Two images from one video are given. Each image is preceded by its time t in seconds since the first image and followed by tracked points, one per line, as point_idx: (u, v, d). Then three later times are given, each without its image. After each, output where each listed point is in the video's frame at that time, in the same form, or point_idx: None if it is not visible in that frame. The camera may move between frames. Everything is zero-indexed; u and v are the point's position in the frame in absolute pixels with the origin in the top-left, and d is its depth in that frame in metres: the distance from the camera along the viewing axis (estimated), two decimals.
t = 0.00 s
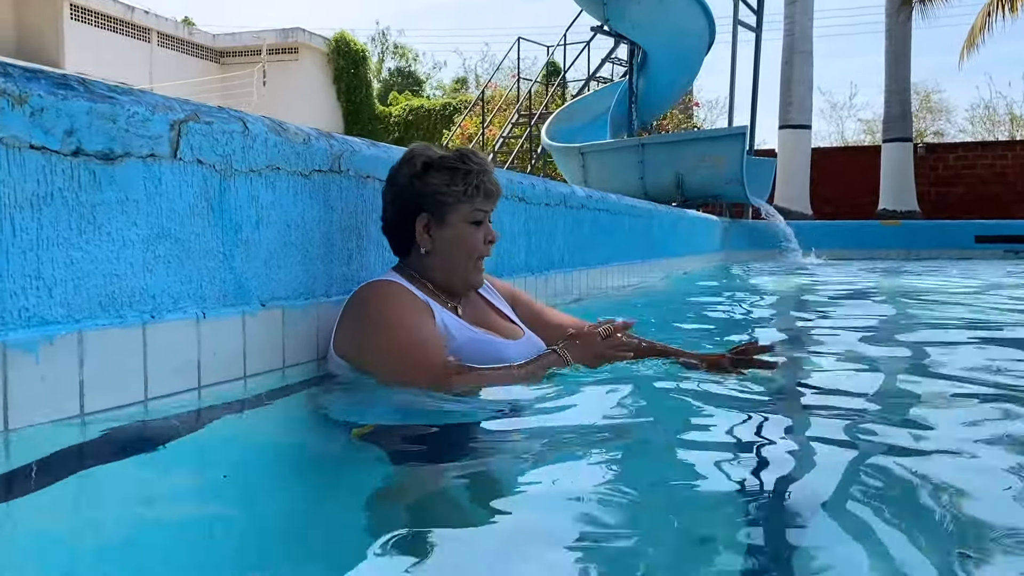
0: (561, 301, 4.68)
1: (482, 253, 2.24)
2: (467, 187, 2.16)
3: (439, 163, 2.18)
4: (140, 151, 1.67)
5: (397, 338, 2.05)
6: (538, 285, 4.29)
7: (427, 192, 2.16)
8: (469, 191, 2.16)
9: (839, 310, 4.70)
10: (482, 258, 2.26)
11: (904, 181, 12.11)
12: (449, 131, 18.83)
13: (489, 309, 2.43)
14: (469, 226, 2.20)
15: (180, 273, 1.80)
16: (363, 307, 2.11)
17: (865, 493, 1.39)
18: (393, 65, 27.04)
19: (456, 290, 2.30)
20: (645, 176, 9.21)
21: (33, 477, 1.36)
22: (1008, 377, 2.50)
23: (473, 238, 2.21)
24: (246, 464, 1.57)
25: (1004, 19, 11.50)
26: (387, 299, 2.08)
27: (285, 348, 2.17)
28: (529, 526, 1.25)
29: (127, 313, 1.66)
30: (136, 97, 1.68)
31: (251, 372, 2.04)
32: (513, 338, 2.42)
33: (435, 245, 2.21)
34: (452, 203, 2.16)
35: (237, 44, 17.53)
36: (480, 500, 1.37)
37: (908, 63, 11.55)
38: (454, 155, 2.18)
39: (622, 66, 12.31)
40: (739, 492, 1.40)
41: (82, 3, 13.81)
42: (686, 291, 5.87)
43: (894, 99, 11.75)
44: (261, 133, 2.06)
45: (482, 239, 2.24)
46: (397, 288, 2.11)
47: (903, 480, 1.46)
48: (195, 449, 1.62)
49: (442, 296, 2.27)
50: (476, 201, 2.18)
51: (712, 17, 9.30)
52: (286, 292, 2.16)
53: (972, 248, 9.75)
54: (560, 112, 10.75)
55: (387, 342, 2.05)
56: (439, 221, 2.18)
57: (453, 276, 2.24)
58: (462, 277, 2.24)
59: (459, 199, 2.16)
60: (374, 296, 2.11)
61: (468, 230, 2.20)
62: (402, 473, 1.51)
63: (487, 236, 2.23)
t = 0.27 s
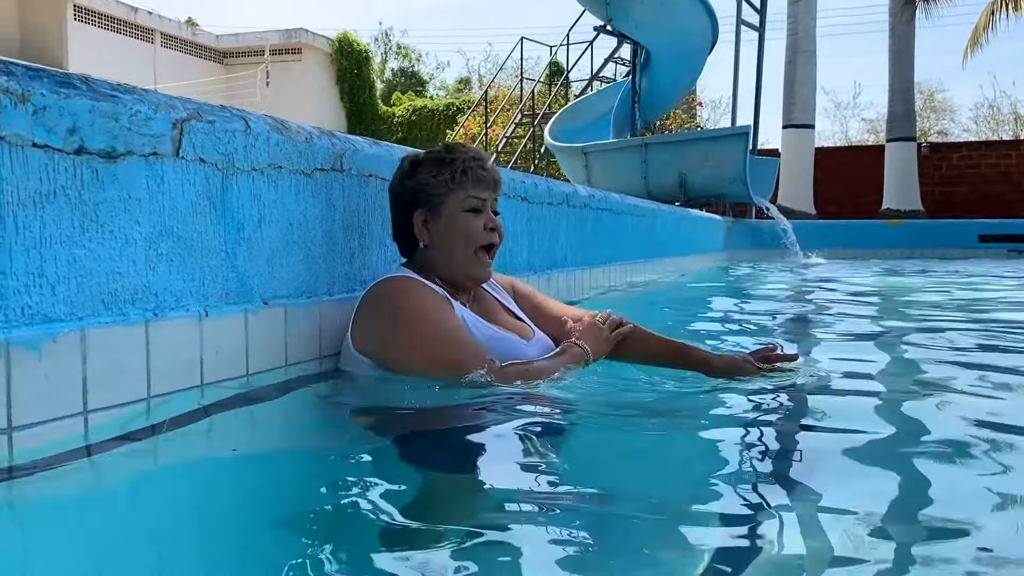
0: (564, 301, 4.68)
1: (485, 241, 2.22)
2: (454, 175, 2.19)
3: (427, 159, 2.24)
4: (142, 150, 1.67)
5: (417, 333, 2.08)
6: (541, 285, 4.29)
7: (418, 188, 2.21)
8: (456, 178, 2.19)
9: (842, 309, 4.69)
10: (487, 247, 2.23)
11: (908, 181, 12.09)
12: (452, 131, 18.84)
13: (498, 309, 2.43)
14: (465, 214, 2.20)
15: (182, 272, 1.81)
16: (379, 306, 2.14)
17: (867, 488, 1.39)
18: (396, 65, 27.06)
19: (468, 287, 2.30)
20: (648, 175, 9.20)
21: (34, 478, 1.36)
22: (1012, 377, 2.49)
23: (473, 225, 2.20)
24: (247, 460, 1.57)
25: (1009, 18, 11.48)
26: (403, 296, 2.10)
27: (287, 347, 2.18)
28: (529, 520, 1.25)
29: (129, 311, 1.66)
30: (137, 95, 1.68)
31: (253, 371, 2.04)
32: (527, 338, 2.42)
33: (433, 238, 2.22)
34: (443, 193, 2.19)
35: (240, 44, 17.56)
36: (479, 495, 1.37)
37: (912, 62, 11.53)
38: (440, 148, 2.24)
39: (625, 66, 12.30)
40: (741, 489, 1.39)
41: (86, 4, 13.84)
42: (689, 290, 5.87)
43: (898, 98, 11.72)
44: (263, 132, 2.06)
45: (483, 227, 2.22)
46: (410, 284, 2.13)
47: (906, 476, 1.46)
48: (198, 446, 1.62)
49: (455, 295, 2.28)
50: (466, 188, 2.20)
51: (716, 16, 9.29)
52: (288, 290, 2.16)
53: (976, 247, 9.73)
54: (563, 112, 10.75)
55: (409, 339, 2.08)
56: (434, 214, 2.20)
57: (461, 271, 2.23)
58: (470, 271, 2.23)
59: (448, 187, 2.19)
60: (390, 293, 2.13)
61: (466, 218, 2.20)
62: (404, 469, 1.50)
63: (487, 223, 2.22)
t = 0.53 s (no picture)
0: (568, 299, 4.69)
1: (492, 233, 2.21)
2: (452, 171, 2.20)
3: (427, 159, 2.26)
4: (154, 148, 1.68)
5: (439, 330, 2.09)
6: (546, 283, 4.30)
7: (420, 188, 2.24)
8: (454, 174, 2.20)
9: (845, 308, 4.69)
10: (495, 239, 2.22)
11: (910, 179, 12.09)
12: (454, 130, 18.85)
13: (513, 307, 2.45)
14: (468, 209, 2.20)
15: (193, 270, 1.82)
16: (400, 303, 2.15)
17: (877, 483, 1.39)
18: (398, 64, 27.07)
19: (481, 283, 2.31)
20: (650, 174, 9.21)
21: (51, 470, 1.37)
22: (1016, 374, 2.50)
23: (477, 219, 2.19)
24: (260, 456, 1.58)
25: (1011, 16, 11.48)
26: (423, 293, 2.12)
27: (297, 345, 2.19)
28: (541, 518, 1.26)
29: (141, 309, 1.67)
30: (149, 94, 1.69)
31: (263, 368, 2.05)
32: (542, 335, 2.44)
33: (439, 236, 2.22)
34: (443, 190, 2.20)
35: (242, 43, 17.60)
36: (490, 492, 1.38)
37: (914, 61, 11.53)
38: (438, 146, 2.25)
39: (627, 65, 12.30)
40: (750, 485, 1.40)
41: (88, 3, 13.86)
42: (693, 289, 5.87)
43: (900, 97, 11.72)
44: (272, 131, 2.07)
45: (489, 219, 2.21)
46: (430, 282, 2.14)
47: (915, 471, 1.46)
48: (210, 440, 1.63)
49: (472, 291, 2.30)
50: (465, 181, 2.20)
51: (718, 14, 9.31)
52: (298, 288, 2.17)
53: (979, 246, 9.73)
54: (566, 111, 10.76)
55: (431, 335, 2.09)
56: (438, 213, 2.21)
57: (473, 267, 2.23)
58: (482, 266, 2.23)
59: (448, 184, 2.20)
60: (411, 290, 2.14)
61: (470, 212, 2.19)
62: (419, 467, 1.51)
63: (492, 215, 2.21)
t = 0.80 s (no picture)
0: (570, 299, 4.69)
1: (496, 241, 2.21)
2: (458, 177, 2.19)
3: (433, 161, 2.24)
4: (159, 151, 1.68)
5: (440, 334, 2.09)
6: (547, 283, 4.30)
7: (425, 191, 2.23)
8: (460, 180, 2.18)
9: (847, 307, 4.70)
10: (500, 246, 2.22)
11: (910, 178, 12.09)
12: (453, 128, 18.83)
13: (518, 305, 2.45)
14: (473, 216, 2.19)
15: (199, 272, 1.81)
16: (402, 304, 2.15)
17: (883, 488, 1.39)
18: (397, 62, 27.00)
19: (484, 285, 2.31)
20: (651, 173, 9.20)
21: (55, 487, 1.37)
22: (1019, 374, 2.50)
23: (481, 226, 2.19)
24: (264, 465, 1.58)
25: (1011, 14, 11.47)
26: (427, 296, 2.11)
27: (301, 347, 2.19)
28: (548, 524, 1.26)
29: (148, 312, 1.67)
30: (155, 97, 1.69)
31: (268, 371, 2.05)
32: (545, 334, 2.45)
33: (442, 241, 2.23)
34: (448, 196, 2.19)
35: (241, 41, 17.66)
36: (497, 497, 1.38)
37: (915, 59, 11.52)
38: (446, 149, 2.23)
39: (627, 63, 12.29)
40: (756, 491, 1.40)
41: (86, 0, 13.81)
42: (694, 288, 5.87)
43: (900, 95, 11.72)
44: (277, 132, 2.06)
45: (493, 226, 2.21)
46: (434, 284, 2.14)
47: (920, 474, 1.46)
48: (215, 451, 1.63)
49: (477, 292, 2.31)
50: (471, 188, 2.18)
51: (718, 12, 9.32)
52: (302, 290, 2.17)
53: (979, 244, 9.73)
54: (566, 109, 10.75)
55: (432, 338, 2.10)
56: (442, 218, 2.21)
57: (475, 272, 2.23)
58: (484, 270, 2.23)
59: (453, 190, 2.19)
60: (413, 292, 2.14)
61: (474, 219, 2.19)
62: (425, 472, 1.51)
63: (497, 222, 2.21)
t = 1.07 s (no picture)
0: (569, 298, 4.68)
1: (489, 237, 2.19)
2: (448, 173, 2.18)
3: (425, 159, 2.23)
4: (156, 147, 1.67)
5: (434, 331, 2.08)
6: (546, 281, 4.30)
7: (417, 190, 2.22)
8: (451, 177, 2.18)
9: (845, 306, 4.69)
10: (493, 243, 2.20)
11: (908, 176, 12.08)
12: (452, 126, 18.81)
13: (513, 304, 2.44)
14: (464, 212, 2.18)
15: (196, 269, 1.80)
16: (395, 303, 2.14)
17: (882, 487, 1.38)
18: (396, 60, 26.97)
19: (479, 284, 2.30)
20: (650, 171, 9.20)
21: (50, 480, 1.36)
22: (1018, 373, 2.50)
23: (473, 223, 2.17)
24: (261, 462, 1.57)
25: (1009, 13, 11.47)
26: (419, 295, 2.10)
27: (299, 345, 2.18)
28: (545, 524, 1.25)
29: (144, 309, 1.66)
30: (151, 92, 1.68)
31: (266, 368, 2.04)
32: (542, 333, 2.44)
33: (435, 239, 2.22)
34: (439, 193, 2.18)
35: (240, 38, 17.66)
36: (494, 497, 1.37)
37: (913, 58, 11.52)
38: (437, 146, 2.22)
39: (626, 61, 12.28)
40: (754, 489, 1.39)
41: None
42: (692, 287, 5.87)
43: (899, 94, 11.72)
44: (274, 129, 2.05)
45: (487, 222, 2.19)
46: (426, 282, 2.13)
47: (920, 474, 1.45)
48: (212, 447, 1.62)
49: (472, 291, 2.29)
50: (461, 184, 2.18)
51: (717, 12, 9.31)
52: (300, 287, 2.16)
53: (977, 243, 9.73)
54: (565, 107, 10.75)
55: (426, 336, 2.09)
56: (434, 216, 2.20)
57: (468, 270, 2.22)
58: (477, 268, 2.22)
59: (445, 188, 2.18)
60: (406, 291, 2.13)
61: (466, 215, 2.18)
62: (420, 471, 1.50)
63: (491, 218, 2.19)
